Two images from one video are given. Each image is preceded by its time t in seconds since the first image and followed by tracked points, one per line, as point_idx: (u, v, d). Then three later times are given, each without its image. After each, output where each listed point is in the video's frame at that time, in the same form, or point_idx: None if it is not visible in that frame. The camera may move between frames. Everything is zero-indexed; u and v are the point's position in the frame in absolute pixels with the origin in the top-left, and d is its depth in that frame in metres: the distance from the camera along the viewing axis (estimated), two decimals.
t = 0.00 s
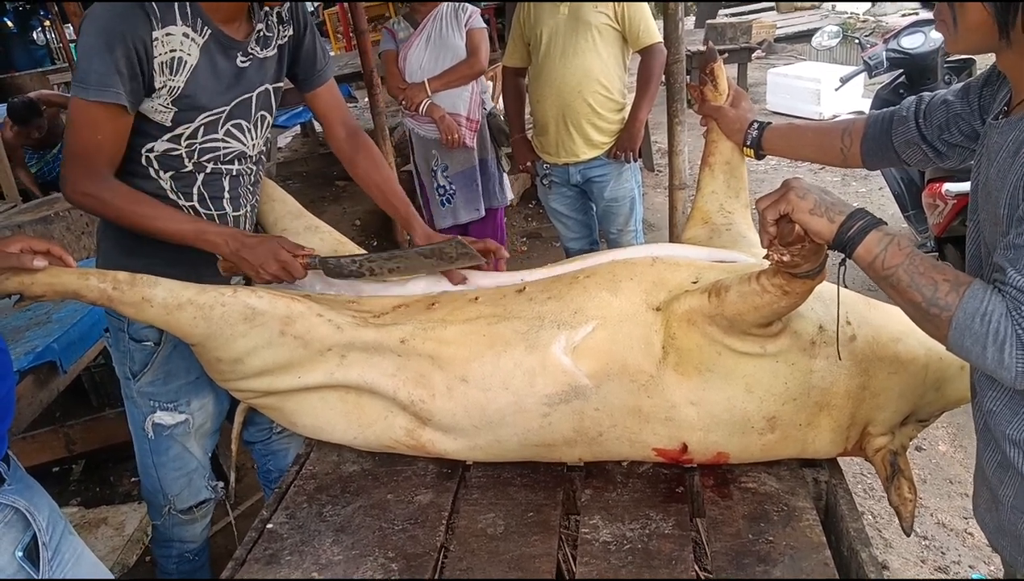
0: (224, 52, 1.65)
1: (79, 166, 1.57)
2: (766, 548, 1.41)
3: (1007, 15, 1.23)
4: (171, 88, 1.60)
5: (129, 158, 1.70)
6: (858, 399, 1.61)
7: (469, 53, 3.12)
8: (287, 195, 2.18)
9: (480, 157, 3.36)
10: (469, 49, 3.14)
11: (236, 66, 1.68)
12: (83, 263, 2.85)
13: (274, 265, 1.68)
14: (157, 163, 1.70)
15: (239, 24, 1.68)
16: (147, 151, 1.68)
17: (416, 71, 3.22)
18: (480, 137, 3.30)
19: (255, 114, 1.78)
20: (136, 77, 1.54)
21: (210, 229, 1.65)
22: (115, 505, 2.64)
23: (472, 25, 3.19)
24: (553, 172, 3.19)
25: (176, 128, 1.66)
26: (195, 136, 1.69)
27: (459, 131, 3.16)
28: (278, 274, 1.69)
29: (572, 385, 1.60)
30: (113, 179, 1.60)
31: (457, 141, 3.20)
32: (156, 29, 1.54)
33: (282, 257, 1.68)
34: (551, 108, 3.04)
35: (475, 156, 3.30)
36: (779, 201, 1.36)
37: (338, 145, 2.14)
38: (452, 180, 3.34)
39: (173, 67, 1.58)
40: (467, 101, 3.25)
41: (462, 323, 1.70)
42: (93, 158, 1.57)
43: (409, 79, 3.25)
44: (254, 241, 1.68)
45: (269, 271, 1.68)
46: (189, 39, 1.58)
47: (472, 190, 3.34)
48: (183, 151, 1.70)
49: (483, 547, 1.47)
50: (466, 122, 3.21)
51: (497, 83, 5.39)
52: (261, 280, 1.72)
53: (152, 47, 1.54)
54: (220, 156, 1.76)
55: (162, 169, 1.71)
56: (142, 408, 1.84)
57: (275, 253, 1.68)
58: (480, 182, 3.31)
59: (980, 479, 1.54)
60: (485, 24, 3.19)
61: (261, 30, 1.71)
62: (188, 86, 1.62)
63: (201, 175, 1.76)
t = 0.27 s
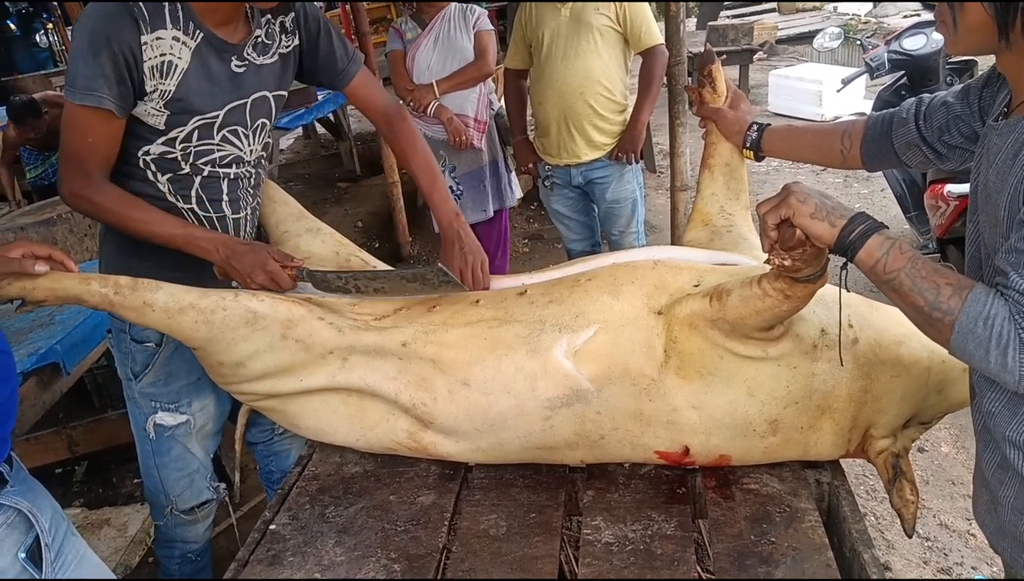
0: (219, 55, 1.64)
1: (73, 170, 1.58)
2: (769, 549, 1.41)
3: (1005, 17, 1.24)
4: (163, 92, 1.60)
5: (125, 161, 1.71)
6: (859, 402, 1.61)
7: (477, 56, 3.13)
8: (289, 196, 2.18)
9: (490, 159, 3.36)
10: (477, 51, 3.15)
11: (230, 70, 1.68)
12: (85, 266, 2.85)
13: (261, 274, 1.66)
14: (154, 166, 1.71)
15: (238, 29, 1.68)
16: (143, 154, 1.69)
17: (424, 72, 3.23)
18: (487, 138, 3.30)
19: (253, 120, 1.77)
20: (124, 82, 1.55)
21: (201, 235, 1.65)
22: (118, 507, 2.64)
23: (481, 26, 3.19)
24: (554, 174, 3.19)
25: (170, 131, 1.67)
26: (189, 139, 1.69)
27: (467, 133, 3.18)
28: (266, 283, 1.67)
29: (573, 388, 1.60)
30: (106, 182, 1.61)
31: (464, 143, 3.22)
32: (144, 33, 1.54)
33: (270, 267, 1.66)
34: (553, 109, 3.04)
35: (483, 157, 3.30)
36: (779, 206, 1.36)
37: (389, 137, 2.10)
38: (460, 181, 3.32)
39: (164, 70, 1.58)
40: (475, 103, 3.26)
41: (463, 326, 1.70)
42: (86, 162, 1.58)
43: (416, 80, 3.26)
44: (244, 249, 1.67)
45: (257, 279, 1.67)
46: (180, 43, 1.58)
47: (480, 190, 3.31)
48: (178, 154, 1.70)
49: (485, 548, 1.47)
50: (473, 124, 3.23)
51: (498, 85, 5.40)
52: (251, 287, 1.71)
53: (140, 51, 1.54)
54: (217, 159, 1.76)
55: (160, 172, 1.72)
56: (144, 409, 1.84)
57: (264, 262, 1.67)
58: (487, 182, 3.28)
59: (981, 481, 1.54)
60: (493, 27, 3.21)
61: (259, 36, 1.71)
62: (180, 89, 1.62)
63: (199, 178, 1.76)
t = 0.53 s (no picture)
0: (224, 48, 1.64)
1: (82, 160, 1.60)
2: (773, 541, 1.41)
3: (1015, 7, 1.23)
4: (167, 83, 1.60)
5: (130, 152, 1.72)
6: (864, 395, 1.60)
7: (482, 48, 3.12)
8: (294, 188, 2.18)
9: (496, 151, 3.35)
10: (482, 43, 3.14)
11: (236, 64, 1.67)
12: (91, 257, 2.85)
13: (268, 267, 1.69)
14: (158, 156, 1.71)
15: (245, 22, 1.67)
16: (147, 144, 1.69)
17: (429, 62, 3.20)
18: (494, 129, 3.30)
19: (259, 114, 1.77)
20: (128, 72, 1.55)
21: (207, 227, 1.65)
22: (124, 497, 2.65)
23: (485, 19, 3.19)
24: (559, 166, 3.18)
25: (174, 123, 1.66)
26: (193, 131, 1.69)
27: (474, 124, 3.21)
28: (271, 277, 1.71)
29: (578, 380, 1.60)
30: (113, 172, 1.62)
31: (471, 134, 3.24)
32: (149, 23, 1.54)
33: (277, 262, 1.70)
34: (558, 101, 3.03)
35: (490, 148, 3.29)
36: (790, 195, 1.36)
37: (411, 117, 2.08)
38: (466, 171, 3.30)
39: (169, 61, 1.58)
40: (481, 93, 3.28)
41: (468, 318, 1.70)
42: (94, 152, 1.59)
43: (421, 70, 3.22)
44: (250, 243, 1.69)
45: (264, 273, 1.71)
46: (184, 34, 1.58)
47: (486, 180, 3.29)
48: (182, 146, 1.70)
49: (490, 539, 1.48)
50: (480, 115, 3.24)
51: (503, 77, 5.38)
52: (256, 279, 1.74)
53: (145, 41, 1.54)
54: (221, 152, 1.75)
55: (163, 163, 1.72)
56: (149, 399, 1.85)
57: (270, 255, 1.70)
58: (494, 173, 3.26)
59: (985, 474, 1.53)
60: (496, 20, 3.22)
61: (266, 30, 1.71)
62: (184, 81, 1.62)
63: (202, 170, 1.76)
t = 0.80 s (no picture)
0: (225, 54, 1.65)
1: (81, 163, 1.60)
2: (775, 545, 1.41)
3: (1012, 9, 1.23)
4: (167, 86, 1.60)
5: (130, 154, 1.72)
6: (866, 396, 1.60)
7: (477, 52, 3.17)
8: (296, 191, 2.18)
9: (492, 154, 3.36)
10: (477, 47, 3.19)
11: (238, 69, 1.68)
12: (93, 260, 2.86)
13: (269, 268, 1.69)
14: (157, 160, 1.71)
15: (248, 29, 1.68)
16: (147, 147, 1.69)
17: (425, 67, 3.23)
18: (491, 134, 3.31)
19: (259, 120, 1.77)
20: (129, 73, 1.56)
21: (207, 228, 1.65)
22: (127, 502, 2.65)
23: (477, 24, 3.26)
24: (560, 169, 3.19)
25: (173, 127, 1.67)
26: (192, 135, 1.69)
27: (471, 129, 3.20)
28: (274, 277, 1.71)
29: (579, 382, 1.60)
30: (113, 175, 1.62)
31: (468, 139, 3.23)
32: (150, 26, 1.55)
33: (278, 262, 1.69)
34: (559, 105, 3.04)
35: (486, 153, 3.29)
36: (785, 198, 1.36)
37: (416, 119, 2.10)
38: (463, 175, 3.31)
39: (169, 64, 1.59)
40: (477, 99, 3.28)
41: (469, 320, 1.70)
42: (93, 155, 1.59)
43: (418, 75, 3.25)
44: (251, 243, 1.69)
45: (266, 274, 1.70)
46: (185, 38, 1.59)
47: (483, 186, 3.27)
48: (180, 150, 1.71)
49: (492, 543, 1.48)
50: (477, 119, 3.24)
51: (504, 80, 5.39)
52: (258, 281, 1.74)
53: (145, 43, 1.55)
54: (220, 157, 1.76)
55: (162, 166, 1.73)
56: (150, 403, 1.85)
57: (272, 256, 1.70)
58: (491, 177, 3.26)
59: (987, 477, 1.53)
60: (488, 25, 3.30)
61: (269, 36, 1.72)
62: (184, 84, 1.62)
63: (201, 174, 1.76)
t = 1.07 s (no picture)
0: (231, 58, 1.65)
1: (71, 160, 1.57)
2: (775, 549, 1.41)
3: (1006, 16, 1.23)
4: (173, 90, 1.61)
5: (132, 157, 1.72)
6: (865, 400, 1.60)
7: (470, 57, 3.22)
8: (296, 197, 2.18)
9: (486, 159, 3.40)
10: (470, 52, 3.24)
11: (243, 74, 1.68)
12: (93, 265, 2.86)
13: (262, 268, 1.69)
14: (161, 164, 1.71)
15: (253, 34, 1.68)
16: (151, 151, 1.69)
17: (419, 74, 3.26)
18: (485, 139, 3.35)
19: (262, 124, 1.78)
20: (134, 77, 1.56)
21: (200, 229, 1.66)
22: (126, 506, 2.65)
23: (469, 28, 3.31)
24: (559, 174, 3.19)
25: (178, 131, 1.67)
26: (197, 139, 1.70)
27: (467, 134, 3.23)
28: (267, 279, 1.70)
29: (579, 385, 1.60)
30: (103, 173, 1.60)
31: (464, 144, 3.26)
32: (158, 31, 1.55)
33: (272, 263, 1.69)
34: (558, 110, 3.05)
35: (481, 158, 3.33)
36: (777, 203, 1.37)
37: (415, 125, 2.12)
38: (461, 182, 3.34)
39: (175, 69, 1.59)
40: (471, 104, 3.33)
41: (469, 324, 1.71)
42: (88, 154, 1.57)
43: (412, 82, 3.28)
44: (243, 243, 1.69)
45: (258, 275, 1.70)
46: (192, 43, 1.59)
47: (480, 192, 3.33)
48: (184, 154, 1.71)
49: (492, 548, 1.47)
50: (472, 124, 3.28)
51: (504, 85, 5.40)
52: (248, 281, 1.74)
53: (152, 48, 1.55)
54: (223, 161, 1.76)
55: (165, 171, 1.73)
56: (151, 408, 1.85)
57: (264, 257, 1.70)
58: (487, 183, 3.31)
59: (986, 480, 1.53)
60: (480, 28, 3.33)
61: (273, 43, 1.72)
62: (190, 89, 1.62)
63: (204, 178, 1.76)
